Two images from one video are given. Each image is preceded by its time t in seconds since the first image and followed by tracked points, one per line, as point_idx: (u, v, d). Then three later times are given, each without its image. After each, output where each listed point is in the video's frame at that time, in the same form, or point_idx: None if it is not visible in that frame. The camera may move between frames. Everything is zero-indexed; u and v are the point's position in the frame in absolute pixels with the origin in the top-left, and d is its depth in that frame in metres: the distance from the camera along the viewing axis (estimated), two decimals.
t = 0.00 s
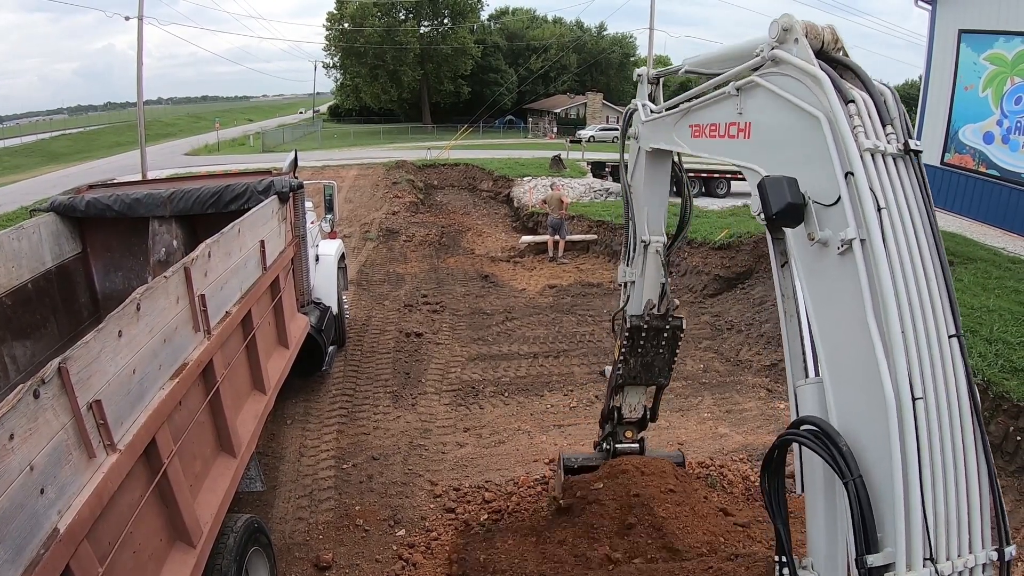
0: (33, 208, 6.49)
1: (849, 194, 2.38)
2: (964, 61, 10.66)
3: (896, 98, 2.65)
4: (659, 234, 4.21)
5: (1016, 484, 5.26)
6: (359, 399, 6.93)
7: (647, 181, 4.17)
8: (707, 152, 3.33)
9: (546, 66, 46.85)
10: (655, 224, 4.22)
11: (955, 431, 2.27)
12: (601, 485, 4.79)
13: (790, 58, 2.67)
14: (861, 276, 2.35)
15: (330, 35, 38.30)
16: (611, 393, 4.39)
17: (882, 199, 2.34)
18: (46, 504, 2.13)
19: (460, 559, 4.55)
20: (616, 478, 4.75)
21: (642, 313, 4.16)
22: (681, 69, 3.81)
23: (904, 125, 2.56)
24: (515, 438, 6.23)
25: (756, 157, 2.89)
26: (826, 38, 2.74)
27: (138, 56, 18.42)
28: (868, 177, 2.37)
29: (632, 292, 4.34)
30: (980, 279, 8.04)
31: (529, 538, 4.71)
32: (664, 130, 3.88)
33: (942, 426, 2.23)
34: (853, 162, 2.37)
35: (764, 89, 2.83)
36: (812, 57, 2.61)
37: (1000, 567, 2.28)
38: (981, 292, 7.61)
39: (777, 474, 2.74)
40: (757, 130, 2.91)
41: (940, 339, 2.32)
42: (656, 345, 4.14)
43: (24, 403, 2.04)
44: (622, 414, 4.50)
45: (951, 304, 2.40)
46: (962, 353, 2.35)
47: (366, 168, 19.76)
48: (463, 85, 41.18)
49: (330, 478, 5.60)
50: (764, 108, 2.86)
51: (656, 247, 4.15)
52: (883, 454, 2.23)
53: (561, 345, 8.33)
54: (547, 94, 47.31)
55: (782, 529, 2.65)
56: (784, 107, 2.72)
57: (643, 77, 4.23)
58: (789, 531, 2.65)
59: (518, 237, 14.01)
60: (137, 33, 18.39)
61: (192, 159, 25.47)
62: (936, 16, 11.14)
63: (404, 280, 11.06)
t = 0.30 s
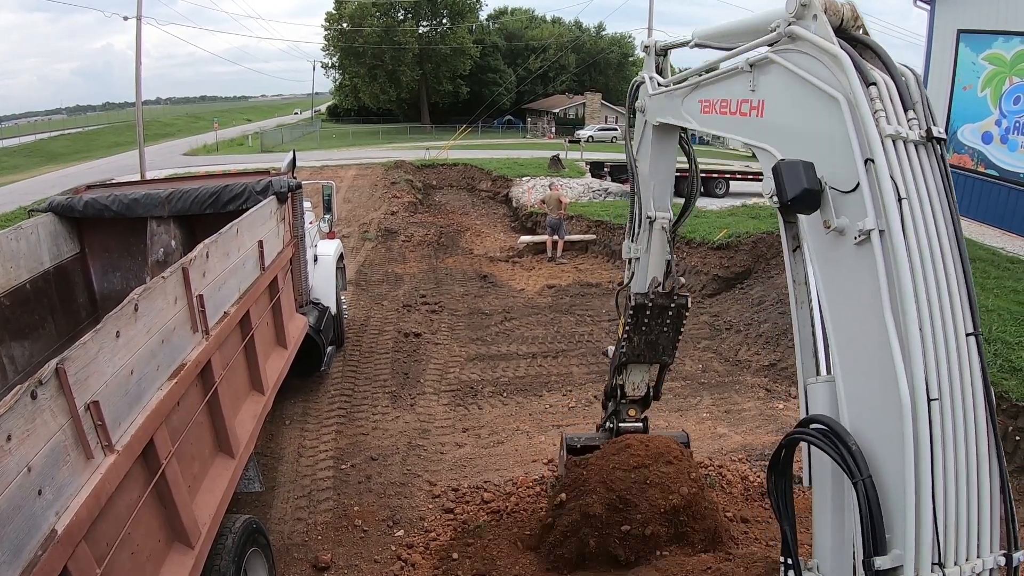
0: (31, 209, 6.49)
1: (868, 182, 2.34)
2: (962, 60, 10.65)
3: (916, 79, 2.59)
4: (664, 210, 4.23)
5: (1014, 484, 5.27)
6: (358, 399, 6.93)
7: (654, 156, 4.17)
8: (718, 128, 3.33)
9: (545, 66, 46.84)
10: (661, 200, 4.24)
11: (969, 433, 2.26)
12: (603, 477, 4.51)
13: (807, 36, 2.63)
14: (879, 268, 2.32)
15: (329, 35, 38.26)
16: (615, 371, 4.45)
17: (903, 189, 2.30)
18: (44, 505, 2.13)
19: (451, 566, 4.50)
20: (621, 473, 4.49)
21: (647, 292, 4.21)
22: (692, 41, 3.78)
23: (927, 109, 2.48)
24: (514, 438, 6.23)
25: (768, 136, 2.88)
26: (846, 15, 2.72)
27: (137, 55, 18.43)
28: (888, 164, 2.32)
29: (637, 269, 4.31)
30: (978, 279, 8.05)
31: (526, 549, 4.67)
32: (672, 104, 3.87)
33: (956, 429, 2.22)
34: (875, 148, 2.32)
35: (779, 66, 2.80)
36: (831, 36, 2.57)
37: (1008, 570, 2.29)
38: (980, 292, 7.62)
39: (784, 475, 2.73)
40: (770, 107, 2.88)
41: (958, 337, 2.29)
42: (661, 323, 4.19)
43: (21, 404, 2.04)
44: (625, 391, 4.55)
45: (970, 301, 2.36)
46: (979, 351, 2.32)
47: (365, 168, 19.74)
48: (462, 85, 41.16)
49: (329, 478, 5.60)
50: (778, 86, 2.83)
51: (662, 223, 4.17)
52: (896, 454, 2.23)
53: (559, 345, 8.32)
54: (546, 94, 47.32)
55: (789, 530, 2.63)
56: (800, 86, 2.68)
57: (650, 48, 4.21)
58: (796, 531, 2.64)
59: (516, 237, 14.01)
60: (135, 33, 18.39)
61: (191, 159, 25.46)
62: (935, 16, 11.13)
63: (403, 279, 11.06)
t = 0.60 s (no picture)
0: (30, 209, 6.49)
1: (890, 169, 2.27)
2: (960, 60, 10.66)
3: (942, 62, 2.48)
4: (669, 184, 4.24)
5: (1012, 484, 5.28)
6: (357, 400, 6.93)
7: (661, 129, 4.16)
8: (728, 102, 3.21)
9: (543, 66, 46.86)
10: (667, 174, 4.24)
11: (984, 437, 2.23)
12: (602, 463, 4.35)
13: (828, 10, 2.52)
14: (898, 260, 2.26)
15: (327, 35, 38.25)
16: (617, 346, 4.39)
17: (927, 178, 2.23)
18: (42, 506, 2.12)
19: (447, 567, 4.51)
20: (621, 463, 4.30)
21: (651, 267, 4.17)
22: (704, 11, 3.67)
23: (952, 93, 2.40)
24: (512, 438, 6.22)
25: (784, 114, 2.76)
26: None
27: (136, 56, 18.44)
28: (912, 150, 2.24)
29: (641, 244, 4.32)
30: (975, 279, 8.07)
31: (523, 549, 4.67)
32: (680, 78, 3.78)
33: (971, 432, 2.19)
34: (898, 134, 2.24)
35: (797, 41, 2.69)
36: (852, 11, 2.48)
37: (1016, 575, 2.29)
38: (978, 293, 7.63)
39: (792, 476, 2.69)
40: (785, 84, 2.77)
41: (977, 337, 2.24)
42: (665, 299, 4.15)
43: (19, 405, 2.04)
44: (627, 366, 4.47)
45: (990, 300, 2.30)
46: (997, 351, 2.27)
47: (363, 168, 19.75)
48: (460, 85, 41.16)
49: (327, 478, 5.60)
50: (795, 61, 2.71)
51: (667, 197, 4.18)
52: (910, 454, 2.21)
53: (558, 345, 8.33)
54: (544, 94, 47.34)
55: (796, 533, 2.62)
56: (819, 64, 2.57)
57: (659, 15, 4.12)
58: (803, 534, 2.63)
59: (514, 237, 14.02)
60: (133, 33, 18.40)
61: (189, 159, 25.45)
62: (933, 17, 11.15)
63: (401, 280, 11.06)
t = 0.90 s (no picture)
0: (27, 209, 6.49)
1: (913, 156, 2.20)
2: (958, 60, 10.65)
3: (967, 43, 2.41)
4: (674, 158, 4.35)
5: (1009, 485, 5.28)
6: (355, 400, 6.94)
7: (667, 102, 4.22)
8: (739, 75, 3.24)
9: (542, 66, 46.85)
10: (672, 147, 4.34)
11: (998, 439, 2.18)
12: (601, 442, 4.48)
13: None
14: (918, 253, 2.20)
15: (325, 35, 38.20)
16: (620, 321, 4.53)
17: (952, 169, 2.15)
18: (41, 507, 2.13)
19: (446, 566, 4.52)
20: (620, 445, 4.42)
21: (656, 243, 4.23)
22: None
23: (977, 80, 2.32)
24: (511, 439, 6.22)
25: (795, 90, 2.78)
26: None
27: (133, 55, 18.43)
28: (936, 137, 2.17)
29: (644, 217, 4.43)
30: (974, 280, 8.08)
31: (524, 550, 4.67)
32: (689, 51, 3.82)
33: (986, 435, 2.14)
34: (924, 121, 2.17)
35: (815, 17, 2.67)
36: None
37: None
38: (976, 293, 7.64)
39: (799, 478, 2.68)
40: (801, 58, 2.76)
41: (995, 337, 2.18)
42: (669, 275, 4.21)
43: (17, 406, 2.04)
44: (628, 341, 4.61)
45: (1010, 298, 2.24)
46: (1016, 351, 2.21)
47: (361, 168, 19.74)
48: (458, 85, 41.16)
49: (326, 479, 5.60)
50: (812, 36, 2.70)
51: (672, 171, 4.30)
52: (924, 455, 2.16)
53: (557, 345, 8.33)
54: (543, 94, 47.34)
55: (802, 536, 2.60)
56: (838, 40, 2.54)
57: None
58: (808, 536, 2.61)
59: (513, 237, 14.02)
60: (132, 32, 18.39)
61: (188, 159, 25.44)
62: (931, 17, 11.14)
63: (400, 280, 11.06)
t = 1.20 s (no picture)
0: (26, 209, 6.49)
1: (937, 146, 2.14)
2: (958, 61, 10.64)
3: (996, 29, 2.40)
4: (681, 132, 4.32)
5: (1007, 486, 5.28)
6: (355, 400, 6.94)
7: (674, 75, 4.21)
8: (751, 51, 3.17)
9: (541, 66, 46.81)
10: (679, 121, 4.33)
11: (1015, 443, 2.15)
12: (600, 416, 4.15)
13: None
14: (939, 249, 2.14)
15: (324, 35, 38.14)
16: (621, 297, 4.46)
17: (978, 162, 2.11)
18: (40, 507, 2.13)
19: (446, 567, 4.52)
20: (621, 418, 4.07)
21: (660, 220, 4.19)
22: None
23: (1006, 67, 2.30)
24: (510, 439, 6.23)
25: (811, 67, 2.70)
26: None
27: (132, 56, 18.41)
28: (963, 128, 2.13)
29: (649, 192, 4.41)
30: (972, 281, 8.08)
31: (525, 550, 4.64)
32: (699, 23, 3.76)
33: (1001, 438, 2.11)
34: (950, 109, 2.12)
35: None
36: None
37: None
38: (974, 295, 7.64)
39: (805, 480, 2.68)
40: (818, 36, 2.68)
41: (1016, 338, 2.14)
42: (672, 252, 4.19)
43: (16, 406, 2.04)
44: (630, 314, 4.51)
45: None
46: None
47: (360, 168, 19.73)
48: (457, 85, 41.12)
49: (326, 479, 5.60)
50: (831, 12, 2.62)
51: (678, 145, 4.27)
52: (937, 459, 2.13)
53: (556, 346, 8.33)
54: (542, 93, 47.32)
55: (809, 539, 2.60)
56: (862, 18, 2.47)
57: None
58: (814, 539, 2.61)
59: (512, 237, 14.02)
60: (131, 33, 18.38)
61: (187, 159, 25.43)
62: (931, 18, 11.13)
63: (399, 280, 11.06)
